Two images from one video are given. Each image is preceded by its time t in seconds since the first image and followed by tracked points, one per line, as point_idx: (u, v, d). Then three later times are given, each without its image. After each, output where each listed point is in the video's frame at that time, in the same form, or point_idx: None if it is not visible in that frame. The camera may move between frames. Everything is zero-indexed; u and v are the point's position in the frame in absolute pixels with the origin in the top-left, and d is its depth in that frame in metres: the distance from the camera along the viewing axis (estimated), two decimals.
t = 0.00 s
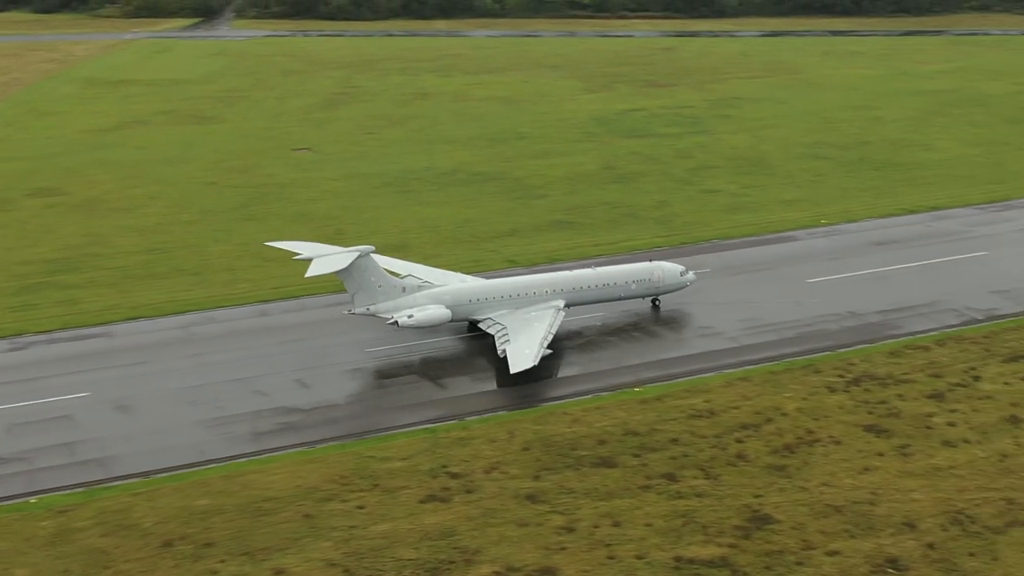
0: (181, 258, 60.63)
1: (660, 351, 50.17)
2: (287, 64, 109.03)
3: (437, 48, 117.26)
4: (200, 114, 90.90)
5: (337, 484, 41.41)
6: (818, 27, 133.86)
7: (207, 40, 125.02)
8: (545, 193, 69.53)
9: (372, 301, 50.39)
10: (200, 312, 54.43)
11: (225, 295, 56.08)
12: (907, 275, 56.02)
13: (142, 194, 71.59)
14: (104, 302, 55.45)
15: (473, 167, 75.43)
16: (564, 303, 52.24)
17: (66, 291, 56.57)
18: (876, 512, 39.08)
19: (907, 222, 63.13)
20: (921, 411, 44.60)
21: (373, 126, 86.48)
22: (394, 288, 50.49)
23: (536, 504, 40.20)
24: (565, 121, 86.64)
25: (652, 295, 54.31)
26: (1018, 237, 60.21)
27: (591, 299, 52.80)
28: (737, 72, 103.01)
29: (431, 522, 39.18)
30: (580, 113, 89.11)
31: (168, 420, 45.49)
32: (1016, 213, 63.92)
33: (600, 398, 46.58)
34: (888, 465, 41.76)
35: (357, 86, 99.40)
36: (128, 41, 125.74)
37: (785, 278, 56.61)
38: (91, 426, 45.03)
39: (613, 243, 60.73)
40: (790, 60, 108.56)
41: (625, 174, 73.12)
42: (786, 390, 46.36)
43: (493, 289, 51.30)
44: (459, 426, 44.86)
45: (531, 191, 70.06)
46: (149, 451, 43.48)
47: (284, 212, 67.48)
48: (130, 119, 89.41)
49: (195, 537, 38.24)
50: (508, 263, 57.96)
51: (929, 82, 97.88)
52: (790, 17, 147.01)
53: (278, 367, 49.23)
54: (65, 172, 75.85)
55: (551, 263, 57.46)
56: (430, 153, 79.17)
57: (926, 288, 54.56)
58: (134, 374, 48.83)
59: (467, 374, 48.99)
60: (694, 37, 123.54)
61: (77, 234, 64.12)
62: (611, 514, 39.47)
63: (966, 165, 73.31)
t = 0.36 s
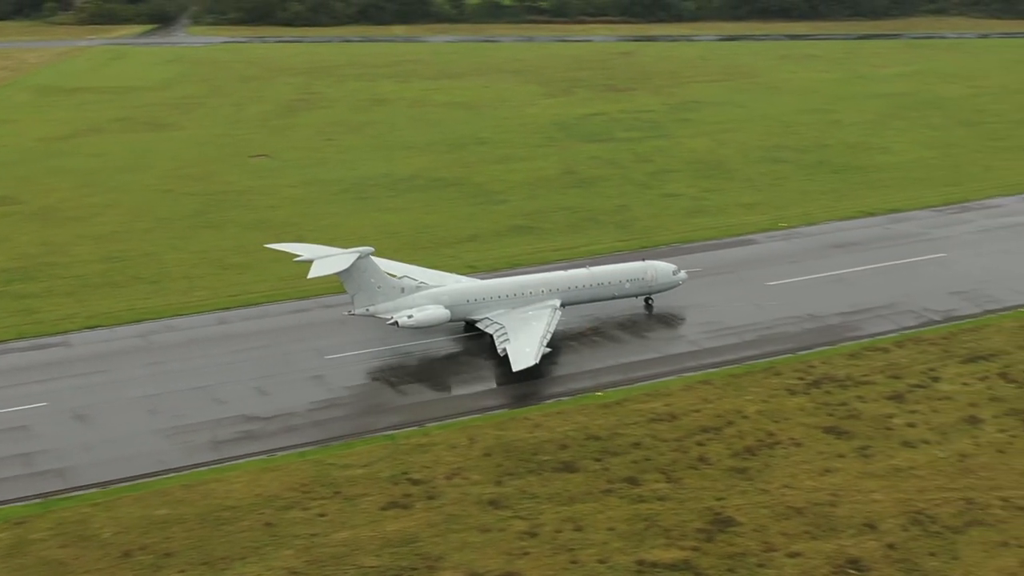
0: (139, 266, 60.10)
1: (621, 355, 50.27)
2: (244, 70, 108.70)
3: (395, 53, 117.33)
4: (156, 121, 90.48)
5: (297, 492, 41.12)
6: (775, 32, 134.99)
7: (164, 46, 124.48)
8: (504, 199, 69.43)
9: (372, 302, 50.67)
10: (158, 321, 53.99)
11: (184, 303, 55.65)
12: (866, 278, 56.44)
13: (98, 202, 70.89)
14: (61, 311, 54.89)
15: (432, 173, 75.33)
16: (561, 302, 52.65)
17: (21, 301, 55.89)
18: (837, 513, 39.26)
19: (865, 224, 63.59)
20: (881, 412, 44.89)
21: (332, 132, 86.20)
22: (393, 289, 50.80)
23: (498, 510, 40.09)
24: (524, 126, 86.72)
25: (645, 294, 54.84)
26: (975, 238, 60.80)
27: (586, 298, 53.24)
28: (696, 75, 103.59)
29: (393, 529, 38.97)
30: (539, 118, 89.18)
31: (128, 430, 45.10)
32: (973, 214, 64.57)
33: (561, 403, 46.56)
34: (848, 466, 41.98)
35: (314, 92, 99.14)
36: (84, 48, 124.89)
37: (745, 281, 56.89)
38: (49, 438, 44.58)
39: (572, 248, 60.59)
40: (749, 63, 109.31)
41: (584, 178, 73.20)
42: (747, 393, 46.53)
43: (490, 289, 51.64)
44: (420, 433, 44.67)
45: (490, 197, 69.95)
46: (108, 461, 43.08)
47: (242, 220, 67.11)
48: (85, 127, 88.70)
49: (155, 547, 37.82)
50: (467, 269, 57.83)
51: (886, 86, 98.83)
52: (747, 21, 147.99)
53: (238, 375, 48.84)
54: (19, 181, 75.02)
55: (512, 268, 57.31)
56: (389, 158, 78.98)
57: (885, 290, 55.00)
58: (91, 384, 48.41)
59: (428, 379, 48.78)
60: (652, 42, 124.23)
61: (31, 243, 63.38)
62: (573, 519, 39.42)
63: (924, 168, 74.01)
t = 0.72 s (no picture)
0: (96, 274, 59.52)
1: (583, 360, 50.29)
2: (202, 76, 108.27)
3: (353, 59, 117.31)
4: (112, 128, 89.91)
5: (259, 500, 40.82)
6: (735, 35, 135.82)
7: (121, 53, 123.83)
8: (465, 204, 69.34)
9: (371, 302, 51.11)
10: (117, 329, 53.51)
11: (143, 311, 55.17)
12: (827, 280, 56.80)
13: (54, 210, 70.16)
14: (17, 321, 54.23)
15: (392, 179, 75.16)
16: (556, 301, 52.97)
17: None
18: (799, 515, 39.40)
19: (825, 226, 63.97)
20: (842, 414, 45.11)
21: (291, 138, 85.87)
22: (392, 289, 51.20)
23: (461, 516, 39.95)
24: (484, 131, 86.69)
25: (638, 293, 55.16)
26: (934, 239, 61.37)
27: (581, 297, 53.55)
28: (655, 79, 104.02)
29: (355, 536, 38.73)
30: (498, 123, 89.19)
31: (88, 440, 44.68)
32: (931, 215, 65.20)
33: (523, 408, 46.45)
34: (810, 467, 42.15)
35: (273, 98, 98.84)
36: (40, 55, 123.90)
37: (707, 285, 57.15)
38: (9, 449, 44.12)
39: (533, 252, 60.42)
40: (709, 67, 109.86)
41: (545, 183, 73.23)
42: (708, 396, 46.65)
43: (487, 288, 51.93)
44: (382, 439, 44.44)
45: (451, 202, 69.85)
46: (69, 471, 42.66)
47: (201, 227, 66.70)
48: (41, 135, 87.91)
49: (115, 557, 37.41)
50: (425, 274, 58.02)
51: (846, 88, 99.57)
52: (706, 25, 148.88)
53: (199, 384, 48.47)
54: None
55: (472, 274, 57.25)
56: (349, 164, 78.75)
57: (846, 292, 55.38)
58: (46, 394, 47.91)
59: (390, 384, 48.52)
60: (611, 46, 124.70)
61: None
62: (537, 524, 39.34)
63: (883, 170, 74.61)
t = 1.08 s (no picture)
0: (54, 283, 58.87)
1: (545, 365, 50.26)
2: (159, 83, 107.62)
3: (312, 64, 117.12)
4: (68, 136, 89.15)
5: (221, 509, 40.45)
6: (694, 39, 136.72)
7: (77, 60, 122.93)
8: (426, 210, 69.28)
9: (370, 302, 51.34)
10: (74, 339, 52.95)
11: (103, 320, 54.63)
12: (789, 283, 57.17)
13: (9, 219, 69.34)
14: None
15: (353, 185, 74.97)
16: (551, 301, 53.51)
17: None
18: (762, 518, 39.50)
19: (786, 230, 64.37)
20: (804, 416, 45.33)
21: (250, 145, 85.46)
22: (391, 290, 51.48)
23: (424, 523, 39.74)
24: (444, 136, 86.58)
25: (631, 292, 55.75)
26: (893, 242, 61.97)
27: (575, 297, 54.13)
28: (615, 84, 104.37)
29: (318, 543, 38.42)
30: (459, 128, 89.14)
31: (48, 451, 44.20)
32: (891, 218, 65.90)
33: (486, 413, 46.34)
34: (772, 470, 42.30)
35: (232, 105, 98.40)
36: None
37: (668, 291, 57.62)
38: None
39: (495, 258, 60.36)
40: (668, 71, 110.40)
41: (505, 188, 73.21)
42: (671, 399, 46.77)
43: (484, 288, 52.33)
44: (344, 446, 44.18)
45: (412, 208, 69.78)
46: (27, 483, 42.16)
47: (160, 235, 66.22)
48: None
49: (74, 569, 36.90)
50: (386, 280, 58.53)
51: (805, 92, 100.33)
52: (666, 29, 149.82)
53: (160, 393, 48.06)
54: None
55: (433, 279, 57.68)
56: (309, 171, 78.52)
57: (808, 295, 55.73)
58: (4, 404, 47.40)
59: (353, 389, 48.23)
60: (570, 51, 125.14)
61: None
62: (501, 529, 39.23)
63: (843, 173, 75.22)
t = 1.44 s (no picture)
0: (10, 292, 58.16)
1: (510, 371, 50.26)
2: (116, 90, 106.87)
3: (272, 70, 116.89)
4: (24, 144, 88.23)
5: (182, 518, 40.04)
6: (655, 45, 137.80)
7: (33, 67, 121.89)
8: (387, 216, 69.27)
9: (367, 303, 51.81)
10: (33, 348, 52.38)
11: (61, 330, 54.03)
12: (752, 287, 57.52)
13: None
14: None
15: (313, 192, 74.76)
16: (545, 300, 54.19)
17: None
18: (726, 521, 39.57)
19: (748, 234, 64.77)
20: (767, 418, 45.49)
21: (209, 152, 85.01)
22: (389, 291, 51.99)
23: (387, 529, 39.49)
24: (404, 142, 86.54)
25: (623, 291, 56.51)
26: (854, 245, 62.52)
27: (568, 296, 54.83)
28: (577, 89, 104.73)
29: (281, 552, 38.07)
30: (419, 134, 89.10)
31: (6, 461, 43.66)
32: (851, 221, 66.59)
33: (449, 419, 46.25)
34: (736, 473, 42.39)
35: (190, 112, 97.88)
36: None
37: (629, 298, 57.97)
38: None
39: (457, 263, 60.37)
40: (628, 76, 111.02)
41: (467, 194, 73.24)
42: (634, 404, 46.83)
43: (479, 289, 52.92)
44: (306, 454, 43.92)
45: (373, 214, 69.73)
46: None
47: (119, 243, 65.70)
48: None
49: None
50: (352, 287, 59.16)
51: (765, 96, 101.07)
52: (626, 34, 151.34)
53: (120, 403, 47.63)
54: None
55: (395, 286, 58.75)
56: (269, 178, 78.28)
57: (772, 299, 56.04)
58: None
59: (316, 396, 48.05)
60: (531, 56, 125.70)
61: None
62: (465, 535, 39.06)
63: (803, 177, 75.88)
